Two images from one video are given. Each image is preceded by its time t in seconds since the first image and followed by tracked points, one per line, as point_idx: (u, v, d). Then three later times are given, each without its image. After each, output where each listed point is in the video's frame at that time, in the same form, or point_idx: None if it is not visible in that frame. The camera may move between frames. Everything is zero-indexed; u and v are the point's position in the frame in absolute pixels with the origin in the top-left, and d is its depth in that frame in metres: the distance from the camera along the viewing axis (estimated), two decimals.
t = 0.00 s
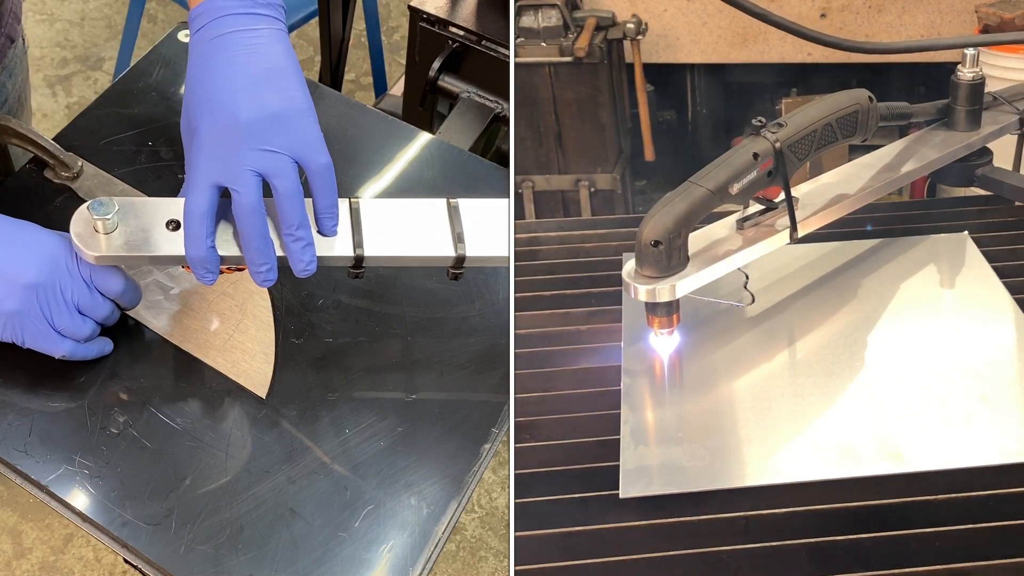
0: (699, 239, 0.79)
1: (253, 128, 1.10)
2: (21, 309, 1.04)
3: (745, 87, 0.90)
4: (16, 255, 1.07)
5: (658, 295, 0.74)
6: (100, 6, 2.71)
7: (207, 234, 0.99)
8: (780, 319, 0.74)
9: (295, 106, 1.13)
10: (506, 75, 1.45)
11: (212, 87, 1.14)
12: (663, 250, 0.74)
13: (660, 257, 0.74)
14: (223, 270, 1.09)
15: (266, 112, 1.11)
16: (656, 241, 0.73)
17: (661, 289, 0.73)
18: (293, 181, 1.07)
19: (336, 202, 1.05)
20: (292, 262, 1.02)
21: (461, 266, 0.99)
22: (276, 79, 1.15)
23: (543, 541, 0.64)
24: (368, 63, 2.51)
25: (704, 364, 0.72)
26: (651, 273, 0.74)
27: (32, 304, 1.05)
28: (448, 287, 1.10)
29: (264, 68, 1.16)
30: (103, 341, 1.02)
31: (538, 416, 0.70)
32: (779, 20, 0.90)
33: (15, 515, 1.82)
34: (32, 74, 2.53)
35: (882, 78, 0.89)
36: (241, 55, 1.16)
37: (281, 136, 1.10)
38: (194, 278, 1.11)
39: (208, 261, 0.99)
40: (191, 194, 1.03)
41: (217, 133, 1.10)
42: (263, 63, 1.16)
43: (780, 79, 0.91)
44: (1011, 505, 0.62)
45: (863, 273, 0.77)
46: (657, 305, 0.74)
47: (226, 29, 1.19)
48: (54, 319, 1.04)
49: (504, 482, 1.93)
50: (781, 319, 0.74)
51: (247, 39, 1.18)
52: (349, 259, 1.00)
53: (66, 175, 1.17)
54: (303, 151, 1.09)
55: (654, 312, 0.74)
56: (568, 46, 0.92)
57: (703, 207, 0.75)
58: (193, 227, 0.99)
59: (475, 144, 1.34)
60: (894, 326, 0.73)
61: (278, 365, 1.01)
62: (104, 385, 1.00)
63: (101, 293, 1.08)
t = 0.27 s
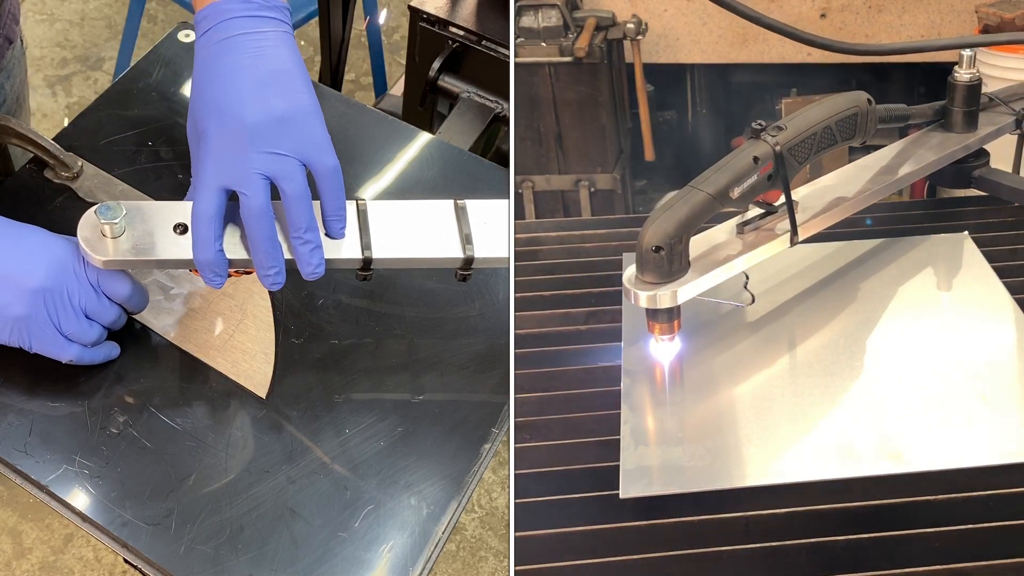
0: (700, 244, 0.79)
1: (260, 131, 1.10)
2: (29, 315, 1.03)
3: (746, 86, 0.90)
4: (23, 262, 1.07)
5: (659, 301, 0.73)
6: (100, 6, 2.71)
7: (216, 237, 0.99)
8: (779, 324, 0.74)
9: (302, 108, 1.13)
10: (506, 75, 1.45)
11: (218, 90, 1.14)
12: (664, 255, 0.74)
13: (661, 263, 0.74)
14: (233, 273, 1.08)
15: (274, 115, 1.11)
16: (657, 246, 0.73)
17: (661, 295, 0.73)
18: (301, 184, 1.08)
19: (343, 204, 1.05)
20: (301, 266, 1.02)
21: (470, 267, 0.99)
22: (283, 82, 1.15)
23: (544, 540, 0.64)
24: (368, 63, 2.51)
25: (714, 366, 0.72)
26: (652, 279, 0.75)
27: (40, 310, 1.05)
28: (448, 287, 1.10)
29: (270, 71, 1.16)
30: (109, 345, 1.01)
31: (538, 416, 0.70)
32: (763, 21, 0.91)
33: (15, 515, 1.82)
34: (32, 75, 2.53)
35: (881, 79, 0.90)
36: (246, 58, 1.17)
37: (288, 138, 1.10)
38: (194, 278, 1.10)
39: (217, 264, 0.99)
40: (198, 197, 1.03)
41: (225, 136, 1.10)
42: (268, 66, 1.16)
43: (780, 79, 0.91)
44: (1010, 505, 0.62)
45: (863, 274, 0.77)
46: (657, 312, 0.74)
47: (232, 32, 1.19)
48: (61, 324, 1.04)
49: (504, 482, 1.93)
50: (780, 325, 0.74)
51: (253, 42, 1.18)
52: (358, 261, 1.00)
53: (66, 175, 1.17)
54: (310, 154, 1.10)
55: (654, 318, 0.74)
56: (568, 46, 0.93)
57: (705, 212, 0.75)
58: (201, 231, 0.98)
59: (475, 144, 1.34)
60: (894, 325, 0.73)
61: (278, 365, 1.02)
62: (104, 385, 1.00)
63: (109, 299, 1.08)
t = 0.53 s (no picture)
0: (700, 250, 0.78)
1: (270, 135, 1.09)
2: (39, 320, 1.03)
3: (745, 87, 0.91)
4: (34, 269, 1.07)
5: (659, 307, 0.73)
6: (101, 6, 2.71)
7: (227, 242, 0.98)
8: (779, 329, 0.74)
9: (311, 112, 1.13)
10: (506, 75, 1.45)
11: (227, 94, 1.13)
12: (665, 261, 0.73)
13: (662, 269, 0.74)
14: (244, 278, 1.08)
15: (283, 119, 1.11)
16: (658, 251, 0.73)
17: (662, 302, 0.73)
18: (311, 187, 1.07)
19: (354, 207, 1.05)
20: (313, 269, 1.02)
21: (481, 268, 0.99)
22: (292, 86, 1.15)
23: (544, 540, 0.64)
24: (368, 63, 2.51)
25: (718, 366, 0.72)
26: (653, 285, 0.74)
27: (49, 316, 1.05)
28: (448, 287, 1.10)
29: (280, 75, 1.15)
30: (119, 350, 1.01)
31: (538, 416, 0.70)
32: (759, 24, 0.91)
33: (15, 515, 1.82)
34: (32, 75, 2.53)
35: (880, 79, 0.90)
36: (256, 61, 1.16)
37: (298, 142, 1.10)
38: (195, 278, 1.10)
39: (228, 269, 0.99)
40: (209, 202, 1.03)
41: (234, 140, 1.09)
42: (278, 69, 1.16)
43: (780, 80, 0.91)
44: (1011, 505, 0.62)
45: (863, 274, 0.77)
46: (658, 318, 0.74)
47: (239, 35, 1.18)
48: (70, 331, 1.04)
49: (504, 482, 1.93)
50: (780, 330, 0.74)
51: (261, 45, 1.18)
52: (368, 265, 0.99)
53: (66, 175, 1.17)
54: (321, 158, 1.09)
55: (655, 324, 0.74)
56: (568, 46, 0.92)
57: (705, 217, 0.75)
58: (211, 236, 0.98)
59: (475, 144, 1.34)
60: (894, 326, 0.73)
61: (279, 365, 1.02)
62: (104, 385, 1.00)
63: (118, 303, 1.07)
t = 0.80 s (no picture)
0: (701, 255, 0.78)
1: (280, 139, 1.08)
2: (48, 327, 1.02)
3: (744, 87, 0.91)
4: (43, 274, 1.06)
5: (661, 315, 0.72)
6: (100, 6, 2.71)
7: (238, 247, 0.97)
8: (779, 335, 0.74)
9: (321, 116, 1.12)
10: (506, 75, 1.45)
11: (236, 99, 1.12)
12: (666, 269, 0.73)
13: (662, 277, 0.73)
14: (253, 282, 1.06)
15: (293, 123, 1.10)
16: (659, 258, 0.72)
17: (663, 309, 0.71)
18: (322, 191, 1.06)
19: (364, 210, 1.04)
20: (323, 273, 1.00)
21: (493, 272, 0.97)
22: (301, 90, 1.14)
23: (544, 540, 0.63)
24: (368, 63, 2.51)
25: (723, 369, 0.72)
26: (654, 291, 0.73)
27: (58, 322, 1.03)
28: (448, 287, 1.10)
29: (289, 79, 1.14)
30: (128, 356, 1.01)
31: (538, 416, 0.70)
32: (754, 27, 0.90)
33: (15, 515, 1.82)
34: (32, 74, 2.53)
35: (881, 79, 0.90)
36: (264, 66, 1.15)
37: (308, 146, 1.09)
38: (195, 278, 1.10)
39: (238, 274, 0.98)
40: (220, 207, 1.01)
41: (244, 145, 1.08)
42: (287, 74, 1.15)
43: (780, 80, 0.91)
44: (1011, 506, 0.62)
45: (862, 275, 0.77)
46: (658, 325, 0.72)
47: (248, 40, 1.17)
48: (79, 336, 1.02)
49: (504, 482, 1.93)
50: (779, 336, 0.74)
51: (270, 49, 1.17)
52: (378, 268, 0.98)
53: (66, 175, 1.17)
54: (331, 161, 1.08)
55: (654, 331, 0.72)
56: (568, 46, 0.92)
57: (706, 222, 0.75)
58: (222, 242, 0.97)
59: (475, 143, 1.34)
60: (894, 327, 0.73)
61: (279, 365, 1.02)
62: (104, 385, 1.00)
63: (128, 309, 1.06)
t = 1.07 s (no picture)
0: (700, 262, 0.75)
1: (291, 143, 1.06)
2: (58, 333, 1.01)
3: (743, 86, 0.91)
4: (53, 280, 1.05)
5: (661, 322, 0.70)
6: (100, 6, 2.71)
7: (250, 252, 0.94)
8: (779, 340, 0.74)
9: (331, 120, 1.09)
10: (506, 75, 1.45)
11: (246, 104, 1.10)
12: (667, 275, 0.70)
13: (663, 283, 0.70)
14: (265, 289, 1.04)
15: (303, 127, 1.07)
16: (660, 265, 0.69)
17: (664, 316, 0.70)
18: (334, 195, 1.03)
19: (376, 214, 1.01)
20: (336, 277, 0.98)
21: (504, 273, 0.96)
22: (311, 94, 1.11)
23: (544, 540, 0.63)
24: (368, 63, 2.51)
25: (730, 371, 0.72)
26: (654, 299, 0.71)
27: (69, 329, 1.02)
28: (448, 287, 1.10)
29: (298, 83, 1.12)
30: (139, 363, 1.00)
31: (538, 417, 0.70)
32: (746, 29, 0.90)
33: (15, 515, 1.82)
34: (32, 74, 2.53)
35: (881, 79, 0.90)
36: (274, 70, 1.13)
37: (319, 150, 1.07)
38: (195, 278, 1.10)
39: (251, 280, 0.94)
40: (230, 213, 0.99)
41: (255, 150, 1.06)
42: (296, 77, 1.13)
43: (780, 80, 0.91)
44: (1010, 505, 0.62)
45: (861, 277, 0.78)
46: (659, 332, 0.71)
47: (256, 44, 1.15)
48: (89, 342, 1.01)
49: (504, 482, 1.93)
50: (779, 336, 0.74)
51: (279, 53, 1.15)
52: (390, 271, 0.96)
53: (66, 175, 1.17)
54: (343, 165, 1.06)
55: (657, 338, 0.71)
56: (568, 45, 0.93)
57: (707, 228, 0.71)
58: (234, 247, 0.93)
59: (475, 143, 1.34)
60: (895, 327, 0.73)
61: (279, 365, 1.02)
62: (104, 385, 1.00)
63: (138, 315, 1.05)
